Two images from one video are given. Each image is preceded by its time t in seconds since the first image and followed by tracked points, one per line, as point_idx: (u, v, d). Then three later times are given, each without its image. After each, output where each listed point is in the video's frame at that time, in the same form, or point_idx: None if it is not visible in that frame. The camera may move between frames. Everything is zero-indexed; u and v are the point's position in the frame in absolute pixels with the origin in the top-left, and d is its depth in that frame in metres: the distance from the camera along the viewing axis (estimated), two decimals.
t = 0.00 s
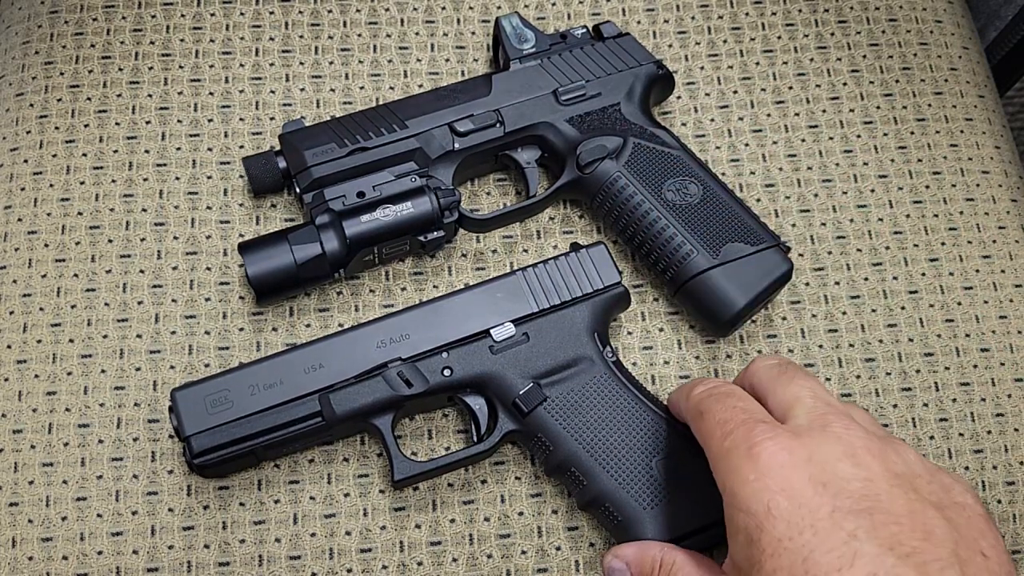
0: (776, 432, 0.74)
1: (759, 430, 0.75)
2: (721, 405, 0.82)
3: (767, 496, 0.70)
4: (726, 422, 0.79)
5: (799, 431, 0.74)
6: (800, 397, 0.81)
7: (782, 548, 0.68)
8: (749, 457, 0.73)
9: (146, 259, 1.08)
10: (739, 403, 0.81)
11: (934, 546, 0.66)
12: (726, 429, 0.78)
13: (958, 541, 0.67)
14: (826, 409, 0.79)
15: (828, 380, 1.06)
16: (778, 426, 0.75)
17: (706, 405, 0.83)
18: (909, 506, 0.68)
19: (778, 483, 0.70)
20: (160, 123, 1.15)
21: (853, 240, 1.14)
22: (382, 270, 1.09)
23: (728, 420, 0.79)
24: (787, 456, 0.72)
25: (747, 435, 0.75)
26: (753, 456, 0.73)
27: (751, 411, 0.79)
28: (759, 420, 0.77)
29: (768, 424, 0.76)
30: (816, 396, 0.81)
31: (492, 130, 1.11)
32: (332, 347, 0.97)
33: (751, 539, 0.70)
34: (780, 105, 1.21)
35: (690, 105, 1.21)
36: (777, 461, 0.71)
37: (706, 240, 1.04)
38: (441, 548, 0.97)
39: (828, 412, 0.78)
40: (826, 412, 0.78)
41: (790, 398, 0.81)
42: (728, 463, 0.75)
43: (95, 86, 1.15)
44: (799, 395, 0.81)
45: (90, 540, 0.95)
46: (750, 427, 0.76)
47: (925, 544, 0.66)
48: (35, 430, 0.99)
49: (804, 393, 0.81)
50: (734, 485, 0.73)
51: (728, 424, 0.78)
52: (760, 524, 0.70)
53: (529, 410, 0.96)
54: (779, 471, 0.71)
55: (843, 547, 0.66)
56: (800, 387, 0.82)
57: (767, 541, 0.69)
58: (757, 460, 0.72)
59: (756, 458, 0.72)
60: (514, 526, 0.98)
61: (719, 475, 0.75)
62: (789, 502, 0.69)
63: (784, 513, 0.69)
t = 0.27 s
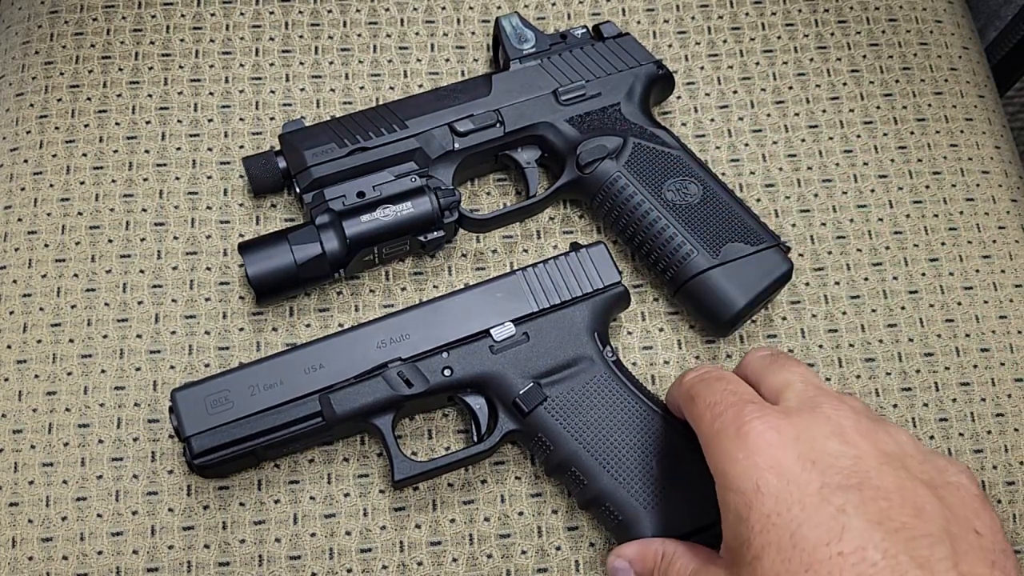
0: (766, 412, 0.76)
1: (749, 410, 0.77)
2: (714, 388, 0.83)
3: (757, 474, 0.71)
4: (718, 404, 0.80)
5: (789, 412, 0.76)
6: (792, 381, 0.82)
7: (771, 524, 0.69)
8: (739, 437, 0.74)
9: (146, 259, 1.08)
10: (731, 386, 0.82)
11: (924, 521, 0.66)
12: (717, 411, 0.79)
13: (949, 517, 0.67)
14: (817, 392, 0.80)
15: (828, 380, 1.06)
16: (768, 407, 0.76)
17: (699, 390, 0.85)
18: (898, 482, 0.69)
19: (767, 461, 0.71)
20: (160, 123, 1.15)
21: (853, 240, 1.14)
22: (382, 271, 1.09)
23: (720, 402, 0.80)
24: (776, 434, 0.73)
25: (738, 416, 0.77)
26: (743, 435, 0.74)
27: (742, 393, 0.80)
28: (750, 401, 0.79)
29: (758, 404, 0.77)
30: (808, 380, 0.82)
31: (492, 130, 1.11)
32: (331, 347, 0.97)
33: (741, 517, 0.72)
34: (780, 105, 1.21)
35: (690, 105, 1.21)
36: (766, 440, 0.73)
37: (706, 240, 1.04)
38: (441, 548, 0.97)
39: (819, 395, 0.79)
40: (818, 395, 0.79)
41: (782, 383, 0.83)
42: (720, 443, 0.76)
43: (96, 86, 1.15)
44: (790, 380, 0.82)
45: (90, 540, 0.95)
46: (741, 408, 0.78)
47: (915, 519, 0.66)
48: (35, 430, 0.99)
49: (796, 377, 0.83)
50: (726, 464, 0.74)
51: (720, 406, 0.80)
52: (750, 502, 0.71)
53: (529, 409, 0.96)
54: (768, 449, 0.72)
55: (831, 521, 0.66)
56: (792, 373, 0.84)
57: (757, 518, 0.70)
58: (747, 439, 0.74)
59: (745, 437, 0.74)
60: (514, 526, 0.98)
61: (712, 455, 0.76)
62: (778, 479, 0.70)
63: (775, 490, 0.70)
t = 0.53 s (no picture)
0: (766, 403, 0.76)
1: (748, 402, 0.77)
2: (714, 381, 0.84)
3: (754, 464, 0.72)
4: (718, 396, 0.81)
5: (789, 403, 0.76)
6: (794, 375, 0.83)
7: (768, 513, 0.69)
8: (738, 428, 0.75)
9: (146, 259, 1.08)
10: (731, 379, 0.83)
11: (922, 509, 0.65)
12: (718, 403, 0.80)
13: (949, 505, 0.66)
14: (818, 384, 0.80)
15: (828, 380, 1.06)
16: (766, 398, 0.77)
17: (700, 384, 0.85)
18: (897, 471, 0.69)
19: (766, 451, 0.72)
20: (160, 123, 1.15)
21: (853, 240, 1.14)
22: (382, 270, 1.09)
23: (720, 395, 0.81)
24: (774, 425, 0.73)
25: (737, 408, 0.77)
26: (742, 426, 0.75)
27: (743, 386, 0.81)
28: (750, 393, 0.79)
29: (757, 396, 0.78)
30: (808, 373, 0.83)
31: (492, 130, 1.11)
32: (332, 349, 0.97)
33: (740, 507, 0.72)
34: (780, 105, 1.21)
35: (690, 105, 1.21)
36: (764, 431, 0.73)
37: (706, 240, 1.04)
38: (441, 548, 0.97)
39: (820, 387, 0.79)
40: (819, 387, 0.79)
41: (782, 376, 0.84)
42: (719, 435, 0.77)
43: (96, 86, 1.15)
44: (792, 373, 0.83)
45: (90, 540, 0.95)
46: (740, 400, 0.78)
47: (913, 507, 0.65)
48: (35, 430, 0.99)
49: (797, 371, 0.83)
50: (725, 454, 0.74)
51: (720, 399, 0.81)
52: (747, 492, 0.71)
53: (533, 409, 0.96)
54: (766, 440, 0.73)
55: (827, 509, 0.66)
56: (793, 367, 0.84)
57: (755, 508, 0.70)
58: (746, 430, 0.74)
59: (744, 428, 0.74)
60: (514, 526, 0.98)
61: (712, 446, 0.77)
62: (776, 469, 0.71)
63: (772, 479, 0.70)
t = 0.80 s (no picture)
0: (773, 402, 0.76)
1: (755, 401, 0.77)
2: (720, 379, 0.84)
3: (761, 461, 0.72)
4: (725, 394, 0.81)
5: (795, 402, 0.76)
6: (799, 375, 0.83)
7: (776, 511, 0.69)
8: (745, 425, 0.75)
9: (146, 259, 1.08)
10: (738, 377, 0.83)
11: (929, 508, 0.65)
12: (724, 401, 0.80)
13: (955, 505, 0.67)
14: (824, 385, 0.80)
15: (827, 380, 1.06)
16: (773, 397, 0.77)
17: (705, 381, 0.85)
18: (904, 471, 0.69)
19: (773, 448, 0.72)
20: (160, 123, 1.15)
21: (853, 240, 1.14)
22: (382, 270, 1.09)
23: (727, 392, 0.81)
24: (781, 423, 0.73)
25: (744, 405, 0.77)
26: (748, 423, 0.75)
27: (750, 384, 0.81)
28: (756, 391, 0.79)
29: (764, 395, 0.78)
30: (813, 374, 0.83)
31: (492, 130, 1.11)
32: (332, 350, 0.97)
33: (746, 504, 0.72)
34: (780, 105, 1.21)
35: (690, 105, 1.21)
36: (772, 429, 0.73)
37: (706, 240, 1.04)
38: (441, 548, 0.97)
39: (825, 388, 0.79)
40: (825, 388, 0.80)
41: (789, 377, 0.84)
42: (726, 431, 0.76)
43: (96, 86, 1.16)
44: (797, 373, 0.83)
45: (90, 540, 0.95)
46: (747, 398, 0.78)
47: (920, 506, 0.65)
48: (35, 430, 0.99)
49: (802, 371, 0.83)
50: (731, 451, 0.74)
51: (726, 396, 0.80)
52: (754, 490, 0.71)
53: (533, 409, 0.96)
54: (774, 438, 0.72)
55: (835, 507, 0.66)
56: (797, 368, 0.84)
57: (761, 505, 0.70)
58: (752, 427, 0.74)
59: (751, 426, 0.74)
60: (514, 526, 0.98)
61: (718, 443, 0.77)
62: (782, 467, 0.71)
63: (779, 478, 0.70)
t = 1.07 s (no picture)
0: (765, 397, 0.77)
1: (747, 395, 0.78)
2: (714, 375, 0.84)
3: (754, 455, 0.72)
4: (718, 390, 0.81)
5: (788, 397, 0.77)
6: (791, 371, 0.83)
7: (766, 501, 0.68)
8: (737, 420, 0.75)
9: (146, 259, 1.08)
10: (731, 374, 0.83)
11: (919, 497, 0.64)
12: (717, 397, 0.81)
13: (946, 495, 0.64)
14: (816, 380, 0.81)
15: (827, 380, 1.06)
16: (766, 391, 0.78)
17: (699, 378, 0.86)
18: (896, 463, 0.67)
19: (765, 442, 0.72)
20: (160, 123, 1.15)
21: (853, 240, 1.14)
22: (382, 270, 1.09)
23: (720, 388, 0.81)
24: (773, 417, 0.74)
25: (736, 401, 0.78)
26: (741, 418, 0.75)
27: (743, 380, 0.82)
28: (749, 386, 0.80)
29: (756, 389, 0.79)
30: (805, 370, 0.83)
31: (492, 130, 1.11)
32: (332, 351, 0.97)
33: (738, 497, 0.71)
34: (780, 105, 1.21)
35: (690, 105, 1.21)
36: (764, 422, 0.74)
37: (706, 240, 1.04)
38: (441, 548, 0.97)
39: (818, 383, 0.80)
40: (817, 383, 0.80)
41: (780, 372, 0.84)
42: (719, 427, 0.77)
43: (96, 86, 1.16)
44: (789, 367, 0.83)
45: (90, 540, 0.95)
46: (740, 394, 0.79)
47: (910, 495, 0.64)
48: (35, 430, 0.99)
49: (794, 368, 0.84)
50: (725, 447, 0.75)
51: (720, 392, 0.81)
52: (747, 482, 0.71)
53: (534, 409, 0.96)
54: (765, 430, 0.73)
55: (825, 496, 0.65)
56: (790, 364, 0.85)
57: (754, 499, 0.70)
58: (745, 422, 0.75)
59: (743, 418, 0.75)
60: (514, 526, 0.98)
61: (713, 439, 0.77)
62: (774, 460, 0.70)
63: (769, 470, 0.70)
